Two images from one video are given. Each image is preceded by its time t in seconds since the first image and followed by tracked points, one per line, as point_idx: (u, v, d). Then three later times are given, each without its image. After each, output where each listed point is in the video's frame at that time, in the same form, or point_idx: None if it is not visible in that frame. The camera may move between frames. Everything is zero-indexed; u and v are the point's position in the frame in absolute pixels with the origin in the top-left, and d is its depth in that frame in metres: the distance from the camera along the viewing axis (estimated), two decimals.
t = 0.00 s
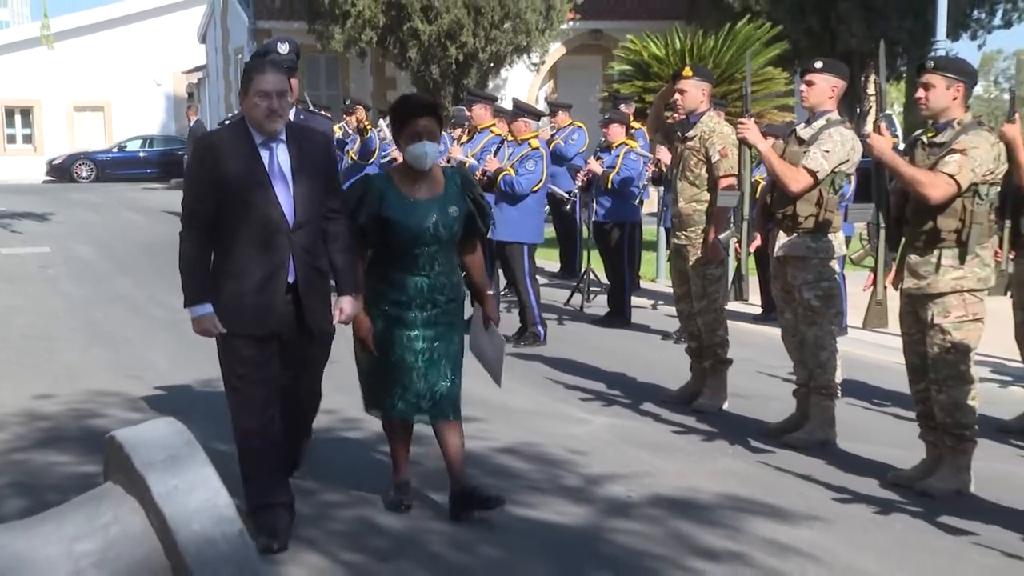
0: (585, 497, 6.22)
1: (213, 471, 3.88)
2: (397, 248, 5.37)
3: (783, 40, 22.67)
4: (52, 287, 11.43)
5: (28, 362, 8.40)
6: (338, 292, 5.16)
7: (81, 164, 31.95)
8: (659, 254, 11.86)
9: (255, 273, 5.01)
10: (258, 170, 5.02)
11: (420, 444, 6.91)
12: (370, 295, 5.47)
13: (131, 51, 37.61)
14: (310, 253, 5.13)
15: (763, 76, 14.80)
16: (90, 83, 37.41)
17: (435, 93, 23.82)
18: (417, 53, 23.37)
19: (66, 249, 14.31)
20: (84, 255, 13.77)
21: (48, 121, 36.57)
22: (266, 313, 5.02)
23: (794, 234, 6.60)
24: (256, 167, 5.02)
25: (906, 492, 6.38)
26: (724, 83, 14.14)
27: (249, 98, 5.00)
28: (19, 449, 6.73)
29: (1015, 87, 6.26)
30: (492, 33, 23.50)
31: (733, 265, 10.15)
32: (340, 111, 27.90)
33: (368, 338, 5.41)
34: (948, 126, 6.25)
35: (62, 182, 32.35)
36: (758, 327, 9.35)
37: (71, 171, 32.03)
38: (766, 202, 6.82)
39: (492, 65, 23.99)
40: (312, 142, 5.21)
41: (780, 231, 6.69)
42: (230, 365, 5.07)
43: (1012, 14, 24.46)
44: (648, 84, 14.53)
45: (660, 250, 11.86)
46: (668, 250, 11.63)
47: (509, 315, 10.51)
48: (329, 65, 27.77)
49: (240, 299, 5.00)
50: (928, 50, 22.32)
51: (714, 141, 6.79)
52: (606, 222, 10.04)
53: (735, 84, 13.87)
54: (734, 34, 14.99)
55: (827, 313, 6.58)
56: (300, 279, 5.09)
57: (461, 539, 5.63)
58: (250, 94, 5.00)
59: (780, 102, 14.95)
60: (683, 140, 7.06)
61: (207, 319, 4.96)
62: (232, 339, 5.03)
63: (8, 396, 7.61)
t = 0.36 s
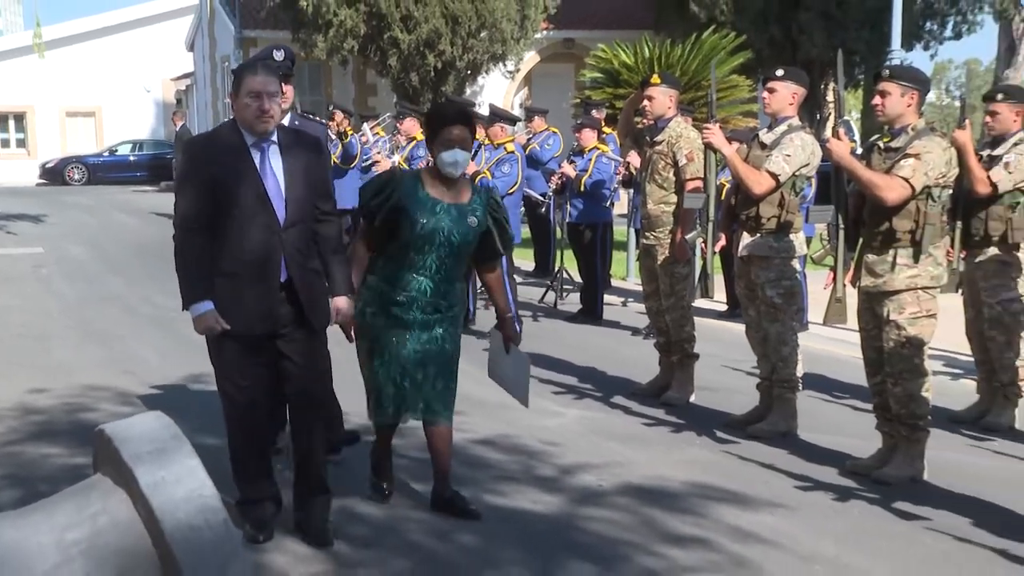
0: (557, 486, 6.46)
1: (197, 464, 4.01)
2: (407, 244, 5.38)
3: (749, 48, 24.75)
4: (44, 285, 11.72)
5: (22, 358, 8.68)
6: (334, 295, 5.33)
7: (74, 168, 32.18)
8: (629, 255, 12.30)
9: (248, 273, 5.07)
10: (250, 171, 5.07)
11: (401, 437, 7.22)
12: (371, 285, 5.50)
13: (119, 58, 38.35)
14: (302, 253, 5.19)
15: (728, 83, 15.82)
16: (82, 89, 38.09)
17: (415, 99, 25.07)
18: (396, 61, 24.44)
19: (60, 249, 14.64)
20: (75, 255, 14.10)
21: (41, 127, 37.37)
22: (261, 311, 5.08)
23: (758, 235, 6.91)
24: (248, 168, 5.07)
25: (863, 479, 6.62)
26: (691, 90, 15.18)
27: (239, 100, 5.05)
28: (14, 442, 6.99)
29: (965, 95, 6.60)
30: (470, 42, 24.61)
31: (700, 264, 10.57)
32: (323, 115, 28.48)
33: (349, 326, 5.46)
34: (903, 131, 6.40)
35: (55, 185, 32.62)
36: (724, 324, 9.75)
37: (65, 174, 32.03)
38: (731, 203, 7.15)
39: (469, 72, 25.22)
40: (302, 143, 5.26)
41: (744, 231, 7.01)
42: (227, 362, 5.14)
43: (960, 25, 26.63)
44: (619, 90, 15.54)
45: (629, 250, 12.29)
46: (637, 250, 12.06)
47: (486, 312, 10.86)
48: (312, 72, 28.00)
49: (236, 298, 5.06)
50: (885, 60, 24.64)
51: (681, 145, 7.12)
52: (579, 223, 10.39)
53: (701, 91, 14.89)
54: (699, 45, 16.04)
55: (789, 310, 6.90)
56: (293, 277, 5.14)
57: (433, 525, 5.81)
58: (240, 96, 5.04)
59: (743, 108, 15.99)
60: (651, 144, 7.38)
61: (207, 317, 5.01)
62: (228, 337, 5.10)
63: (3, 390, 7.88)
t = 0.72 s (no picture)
0: (529, 478, 6.53)
1: (170, 458, 3.75)
2: (405, 253, 5.17)
3: (717, 47, 25.32)
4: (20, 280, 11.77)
5: None
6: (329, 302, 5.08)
7: (49, 164, 32.08)
8: (601, 251, 12.49)
9: (233, 275, 4.89)
10: (243, 171, 4.90)
11: (377, 431, 7.32)
12: (362, 296, 5.24)
13: (95, 56, 38.39)
14: (293, 258, 4.98)
15: (697, 81, 16.54)
16: (57, 87, 37.99)
17: (390, 96, 25.19)
18: (371, 59, 24.54)
19: (37, 245, 14.69)
20: (52, 251, 14.15)
21: (16, 124, 37.36)
22: (247, 314, 4.91)
23: (726, 231, 7.04)
24: (240, 167, 4.90)
25: (829, 471, 6.70)
26: (660, 89, 15.86)
27: (238, 98, 4.90)
28: None
29: (927, 94, 6.76)
30: (443, 40, 24.73)
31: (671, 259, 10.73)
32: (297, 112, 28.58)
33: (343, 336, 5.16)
34: (868, 129, 6.49)
35: (32, 181, 32.55)
36: (694, 318, 9.91)
37: (40, 171, 31.95)
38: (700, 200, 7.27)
39: (442, 70, 25.28)
40: (303, 146, 5.07)
41: (713, 227, 7.12)
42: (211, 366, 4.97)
43: (923, 25, 26.93)
44: (591, 88, 16.28)
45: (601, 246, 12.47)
46: (609, 247, 12.24)
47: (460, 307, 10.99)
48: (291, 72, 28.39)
49: (221, 300, 4.90)
50: (849, 60, 25.26)
51: (651, 143, 7.23)
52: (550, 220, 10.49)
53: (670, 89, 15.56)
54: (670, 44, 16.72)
55: (757, 304, 7.03)
56: (280, 283, 4.94)
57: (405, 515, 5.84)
58: (241, 94, 4.88)
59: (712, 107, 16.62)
60: (622, 141, 7.50)
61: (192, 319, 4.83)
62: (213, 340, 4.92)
63: None
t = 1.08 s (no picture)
0: (502, 476, 6.53)
1: (141, 458, 3.74)
2: (383, 252, 5.12)
3: (689, 46, 25.52)
4: None
5: None
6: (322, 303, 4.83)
7: (17, 160, 31.82)
8: (573, 249, 12.52)
9: (218, 272, 4.65)
10: (232, 163, 4.66)
11: (349, 430, 7.30)
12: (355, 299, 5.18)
13: (65, 53, 38.20)
14: (282, 257, 4.73)
15: (670, 80, 16.65)
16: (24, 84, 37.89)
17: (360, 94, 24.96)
18: (343, 57, 24.69)
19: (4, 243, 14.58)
20: (19, 249, 14.04)
21: None
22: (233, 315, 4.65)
23: (698, 229, 7.05)
24: (229, 159, 4.65)
25: (801, 467, 6.72)
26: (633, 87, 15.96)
27: (230, 89, 4.66)
28: None
29: (897, 93, 6.83)
30: (416, 38, 24.83)
31: (643, 257, 10.76)
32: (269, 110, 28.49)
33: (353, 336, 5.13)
34: (839, 127, 6.52)
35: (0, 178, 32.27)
36: (666, 316, 9.94)
37: (8, 167, 31.69)
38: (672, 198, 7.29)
39: (414, 68, 25.30)
40: (300, 139, 4.83)
41: (685, 225, 7.15)
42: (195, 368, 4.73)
43: (893, 25, 27.14)
44: (563, 86, 16.39)
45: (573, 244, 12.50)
46: (581, 245, 12.28)
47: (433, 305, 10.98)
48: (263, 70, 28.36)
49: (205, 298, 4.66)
50: (821, 59, 25.38)
51: (623, 141, 7.24)
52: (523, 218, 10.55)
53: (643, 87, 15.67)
54: (642, 42, 16.82)
55: (728, 302, 7.07)
56: (266, 282, 4.69)
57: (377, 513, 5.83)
58: (234, 85, 4.65)
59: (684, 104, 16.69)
60: (594, 139, 7.50)
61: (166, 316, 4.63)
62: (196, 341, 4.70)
63: None
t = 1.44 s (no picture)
0: (468, 475, 6.53)
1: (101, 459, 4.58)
2: (365, 256, 4.87)
3: (655, 45, 25.70)
4: None
5: None
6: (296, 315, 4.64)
7: None
8: (540, 248, 12.56)
9: (190, 287, 4.46)
10: (202, 171, 4.43)
11: (315, 430, 7.28)
12: (333, 304, 4.95)
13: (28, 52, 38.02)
14: (257, 269, 4.52)
15: (636, 79, 16.78)
16: None
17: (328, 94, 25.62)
18: (308, 56, 24.91)
19: None
20: None
21: None
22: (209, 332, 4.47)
23: (664, 228, 7.08)
24: (199, 168, 4.43)
25: (766, 465, 6.75)
26: (599, 87, 16.06)
27: (196, 93, 4.41)
28: None
29: (862, 93, 6.88)
30: (381, 37, 25.13)
31: (610, 257, 10.81)
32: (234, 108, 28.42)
33: (314, 349, 4.96)
34: (803, 127, 6.54)
35: None
36: (632, 315, 9.99)
37: None
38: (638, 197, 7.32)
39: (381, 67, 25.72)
40: (273, 144, 4.59)
41: (651, 223, 7.16)
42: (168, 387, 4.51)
43: (855, 25, 27.32)
44: (529, 86, 16.48)
45: (540, 243, 12.54)
46: (547, 245, 12.32)
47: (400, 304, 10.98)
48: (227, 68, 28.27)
49: (177, 313, 4.47)
50: (785, 58, 25.55)
51: (588, 141, 7.27)
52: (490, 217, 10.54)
53: (609, 87, 15.79)
54: (608, 42, 16.95)
55: (694, 301, 7.09)
56: (241, 296, 4.49)
57: (344, 513, 5.81)
58: (198, 90, 4.40)
59: (650, 104, 16.79)
60: (559, 139, 7.51)
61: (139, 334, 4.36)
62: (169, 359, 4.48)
63: None
